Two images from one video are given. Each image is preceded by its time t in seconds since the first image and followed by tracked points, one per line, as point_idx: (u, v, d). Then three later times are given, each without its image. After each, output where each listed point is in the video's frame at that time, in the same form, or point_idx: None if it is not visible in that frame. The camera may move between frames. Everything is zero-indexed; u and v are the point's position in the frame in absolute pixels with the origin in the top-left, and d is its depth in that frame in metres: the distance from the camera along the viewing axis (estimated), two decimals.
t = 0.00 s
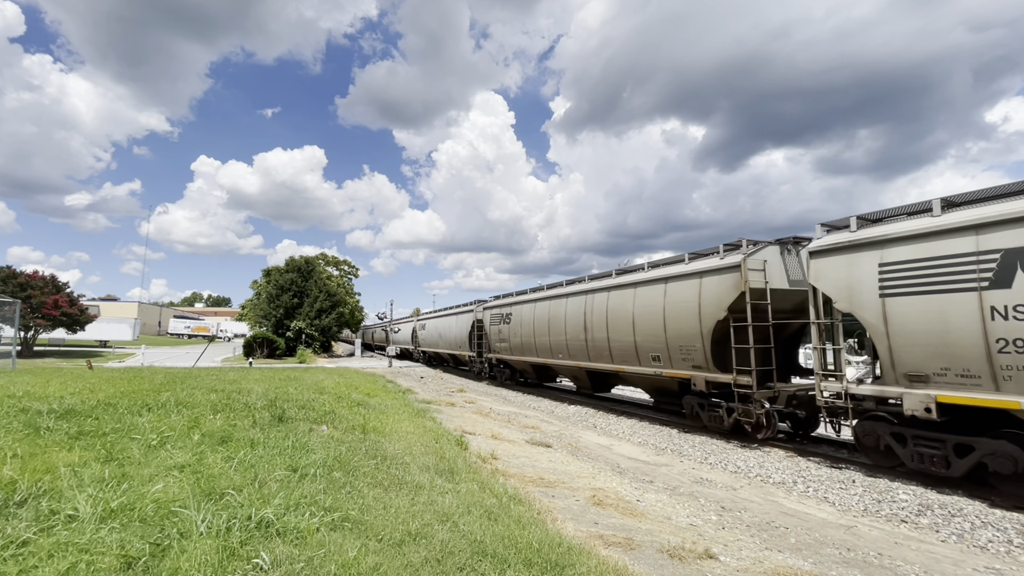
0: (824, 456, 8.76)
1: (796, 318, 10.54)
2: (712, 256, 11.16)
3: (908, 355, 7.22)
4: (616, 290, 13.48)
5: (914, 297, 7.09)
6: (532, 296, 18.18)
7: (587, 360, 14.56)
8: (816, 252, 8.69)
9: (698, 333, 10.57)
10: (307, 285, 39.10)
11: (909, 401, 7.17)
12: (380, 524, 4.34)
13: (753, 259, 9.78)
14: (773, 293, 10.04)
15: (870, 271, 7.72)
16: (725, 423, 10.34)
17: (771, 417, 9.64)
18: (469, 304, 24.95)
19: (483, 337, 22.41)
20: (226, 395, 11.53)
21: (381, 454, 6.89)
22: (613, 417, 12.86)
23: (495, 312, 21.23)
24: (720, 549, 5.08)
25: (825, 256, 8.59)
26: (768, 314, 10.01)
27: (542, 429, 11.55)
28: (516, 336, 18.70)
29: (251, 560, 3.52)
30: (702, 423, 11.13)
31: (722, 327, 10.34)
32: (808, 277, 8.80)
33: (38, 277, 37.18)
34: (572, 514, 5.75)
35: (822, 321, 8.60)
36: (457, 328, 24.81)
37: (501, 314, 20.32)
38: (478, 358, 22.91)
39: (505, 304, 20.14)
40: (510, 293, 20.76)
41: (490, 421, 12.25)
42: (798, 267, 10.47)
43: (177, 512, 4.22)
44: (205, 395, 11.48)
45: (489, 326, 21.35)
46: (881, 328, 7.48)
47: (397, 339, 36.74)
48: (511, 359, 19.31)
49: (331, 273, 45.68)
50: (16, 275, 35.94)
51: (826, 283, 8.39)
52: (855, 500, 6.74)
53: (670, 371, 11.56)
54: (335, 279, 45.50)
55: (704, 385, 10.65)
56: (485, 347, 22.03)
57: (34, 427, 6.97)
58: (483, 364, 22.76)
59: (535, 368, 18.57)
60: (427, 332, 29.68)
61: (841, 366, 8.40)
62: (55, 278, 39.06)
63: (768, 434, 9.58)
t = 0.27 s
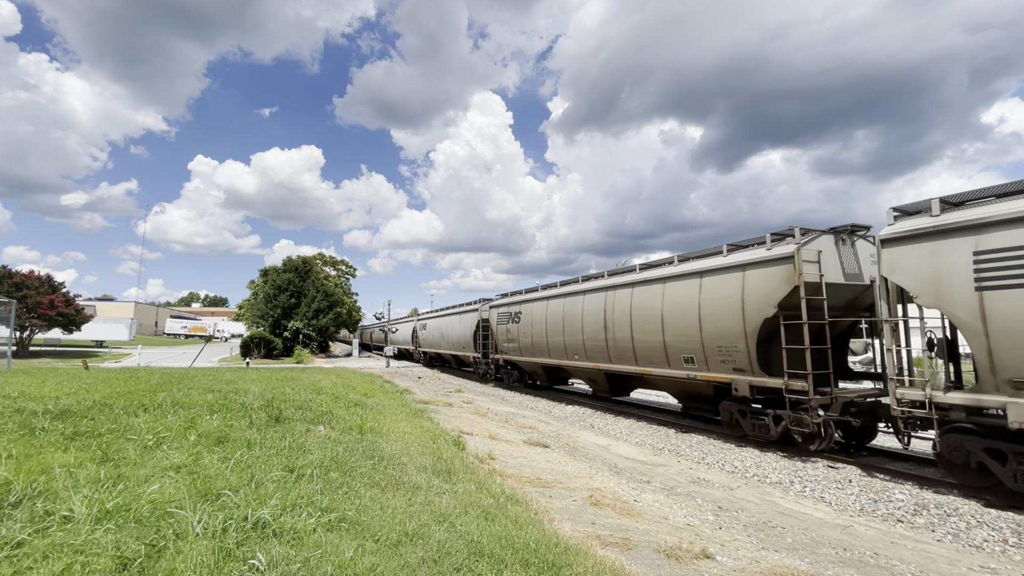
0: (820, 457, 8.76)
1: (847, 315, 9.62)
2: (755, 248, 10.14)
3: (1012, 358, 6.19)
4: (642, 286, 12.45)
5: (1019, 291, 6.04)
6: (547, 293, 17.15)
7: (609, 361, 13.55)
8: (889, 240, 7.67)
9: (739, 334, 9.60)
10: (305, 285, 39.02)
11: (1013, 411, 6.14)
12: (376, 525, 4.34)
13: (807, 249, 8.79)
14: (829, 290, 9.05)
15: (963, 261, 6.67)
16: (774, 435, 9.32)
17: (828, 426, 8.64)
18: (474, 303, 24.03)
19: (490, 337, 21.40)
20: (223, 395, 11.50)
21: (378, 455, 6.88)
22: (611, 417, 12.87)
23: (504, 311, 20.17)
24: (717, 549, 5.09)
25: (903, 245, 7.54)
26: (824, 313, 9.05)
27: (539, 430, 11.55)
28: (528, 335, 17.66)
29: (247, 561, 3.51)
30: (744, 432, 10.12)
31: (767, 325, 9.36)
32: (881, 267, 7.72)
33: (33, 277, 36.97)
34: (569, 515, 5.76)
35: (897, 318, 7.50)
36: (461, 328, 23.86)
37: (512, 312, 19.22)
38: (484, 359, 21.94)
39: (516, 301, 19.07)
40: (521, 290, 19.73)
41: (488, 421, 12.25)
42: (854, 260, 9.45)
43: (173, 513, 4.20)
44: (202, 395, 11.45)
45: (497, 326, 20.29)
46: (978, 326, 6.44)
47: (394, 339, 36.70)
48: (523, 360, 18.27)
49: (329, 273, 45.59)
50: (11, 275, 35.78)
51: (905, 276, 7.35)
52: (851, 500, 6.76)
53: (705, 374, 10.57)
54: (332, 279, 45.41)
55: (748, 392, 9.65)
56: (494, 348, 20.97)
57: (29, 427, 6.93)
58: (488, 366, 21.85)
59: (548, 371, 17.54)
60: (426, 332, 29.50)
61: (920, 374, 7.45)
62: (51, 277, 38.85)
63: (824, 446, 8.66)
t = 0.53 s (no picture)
0: (817, 456, 8.74)
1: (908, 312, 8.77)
2: (808, 237, 9.14)
3: None
4: (671, 282, 11.39)
5: None
6: (559, 291, 15.99)
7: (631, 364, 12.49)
8: (983, 224, 6.58)
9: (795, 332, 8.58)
10: (301, 286, 38.91)
11: None
12: (372, 526, 4.33)
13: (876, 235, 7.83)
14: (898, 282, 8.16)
15: None
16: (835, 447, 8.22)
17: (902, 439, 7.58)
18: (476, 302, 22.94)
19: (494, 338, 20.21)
20: (219, 396, 11.45)
21: (375, 455, 6.86)
22: (608, 417, 12.88)
23: (511, 310, 19.00)
24: (714, 550, 5.09)
25: (1000, 229, 6.47)
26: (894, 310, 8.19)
27: (536, 430, 11.55)
28: (537, 336, 16.52)
29: (242, 562, 3.50)
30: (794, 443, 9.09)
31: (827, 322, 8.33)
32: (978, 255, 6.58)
33: (28, 277, 36.72)
34: (565, 515, 5.75)
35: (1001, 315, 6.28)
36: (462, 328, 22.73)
37: (520, 311, 17.99)
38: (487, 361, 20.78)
39: (524, 300, 17.87)
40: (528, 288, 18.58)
41: (485, 422, 12.24)
42: (922, 250, 8.52)
43: (168, 514, 4.18)
44: (198, 396, 11.41)
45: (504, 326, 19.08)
46: None
47: (391, 339, 36.68)
48: (532, 363, 17.09)
49: (325, 273, 45.45)
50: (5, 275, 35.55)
51: (1009, 265, 6.27)
52: (847, 500, 6.77)
53: (749, 379, 9.57)
54: (329, 280, 45.28)
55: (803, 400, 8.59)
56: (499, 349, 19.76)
57: (22, 428, 6.89)
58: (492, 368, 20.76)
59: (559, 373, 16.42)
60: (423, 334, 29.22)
61: (1000, 373, 7.59)
62: (46, 278, 38.62)
63: (896, 461, 7.66)
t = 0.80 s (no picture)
0: (814, 457, 8.74)
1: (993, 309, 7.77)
2: (877, 225, 8.18)
3: None
4: (709, 277, 10.56)
5: None
6: (577, 287, 15.11)
7: (661, 367, 11.65)
8: None
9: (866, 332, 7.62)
10: (299, 287, 38.81)
11: None
12: (369, 527, 4.31)
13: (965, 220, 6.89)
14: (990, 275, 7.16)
15: None
16: (915, 464, 7.18)
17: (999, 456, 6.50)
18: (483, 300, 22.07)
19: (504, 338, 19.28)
20: (215, 397, 11.42)
21: (372, 457, 6.85)
22: (605, 418, 12.89)
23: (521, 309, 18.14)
24: (711, 550, 5.09)
25: None
26: (989, 307, 7.19)
27: (534, 431, 11.55)
28: (553, 336, 15.63)
29: (237, 564, 3.48)
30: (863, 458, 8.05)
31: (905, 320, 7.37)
32: None
33: (23, 277, 36.52)
34: (563, 516, 5.75)
35: None
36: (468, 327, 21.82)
37: (534, 310, 17.07)
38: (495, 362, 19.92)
39: (539, 297, 16.96)
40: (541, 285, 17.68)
41: (482, 423, 12.24)
42: (1012, 240, 7.56)
43: (163, 516, 4.16)
44: (194, 397, 11.36)
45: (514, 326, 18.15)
46: None
47: (389, 340, 36.66)
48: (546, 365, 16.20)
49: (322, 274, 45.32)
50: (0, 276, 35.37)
51: None
52: (844, 500, 6.79)
53: (804, 385, 8.67)
54: (326, 281, 45.15)
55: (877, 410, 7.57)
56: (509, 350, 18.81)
57: (17, 430, 6.85)
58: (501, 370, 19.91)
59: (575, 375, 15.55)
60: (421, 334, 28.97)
61: None
62: (42, 278, 38.44)
63: (990, 481, 6.53)
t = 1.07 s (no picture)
0: (811, 457, 8.75)
1: None
2: (967, 208, 7.09)
3: None
4: (755, 272, 9.47)
5: None
6: (597, 284, 14.06)
7: (696, 371, 10.60)
8: None
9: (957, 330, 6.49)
10: (296, 287, 38.71)
11: None
12: (368, 529, 4.30)
13: None
14: None
15: None
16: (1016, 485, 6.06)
17: None
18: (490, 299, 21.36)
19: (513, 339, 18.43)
20: (212, 398, 11.39)
21: (370, 458, 6.83)
22: (603, 419, 12.91)
23: (533, 309, 17.30)
24: (709, 551, 5.10)
25: None
26: None
27: (532, 432, 11.55)
28: (569, 337, 14.66)
29: (235, 566, 3.46)
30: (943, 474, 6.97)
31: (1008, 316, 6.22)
32: None
33: (19, 278, 36.35)
34: (561, 517, 5.75)
35: None
36: (474, 328, 21.05)
37: (548, 309, 16.07)
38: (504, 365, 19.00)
39: (554, 295, 15.95)
40: (553, 283, 16.82)
41: (480, 424, 12.23)
42: None
43: (160, 518, 4.15)
44: (192, 398, 11.33)
45: (526, 327, 17.21)
46: None
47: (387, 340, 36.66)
48: (559, 368, 15.28)
49: (320, 274, 45.25)
50: None
51: None
52: (841, 501, 6.81)
53: (877, 394, 7.48)
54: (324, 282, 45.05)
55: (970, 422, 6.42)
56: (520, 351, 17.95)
57: (13, 431, 6.82)
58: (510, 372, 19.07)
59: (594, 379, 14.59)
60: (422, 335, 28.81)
61: None
62: (38, 279, 38.25)
63: None
